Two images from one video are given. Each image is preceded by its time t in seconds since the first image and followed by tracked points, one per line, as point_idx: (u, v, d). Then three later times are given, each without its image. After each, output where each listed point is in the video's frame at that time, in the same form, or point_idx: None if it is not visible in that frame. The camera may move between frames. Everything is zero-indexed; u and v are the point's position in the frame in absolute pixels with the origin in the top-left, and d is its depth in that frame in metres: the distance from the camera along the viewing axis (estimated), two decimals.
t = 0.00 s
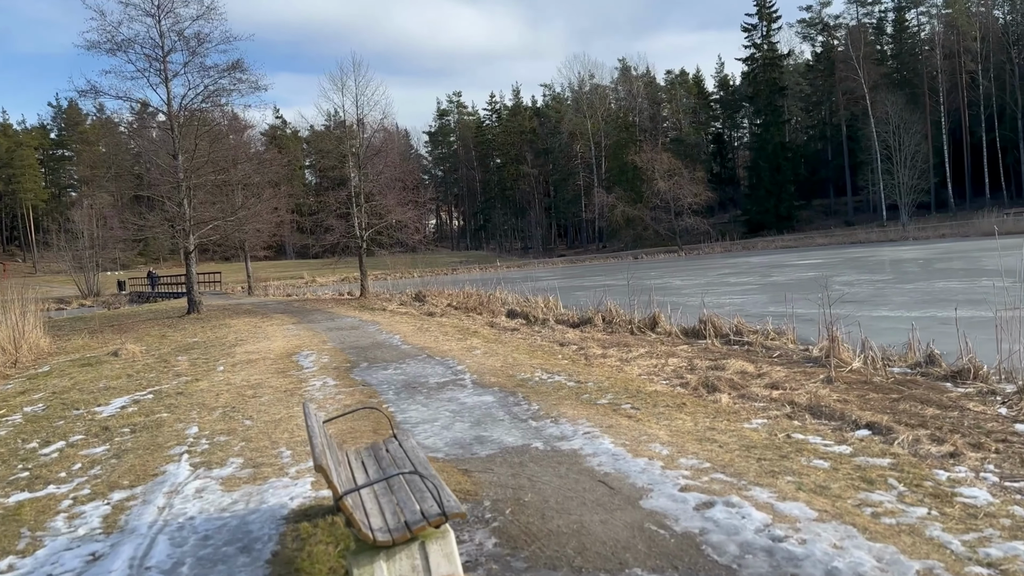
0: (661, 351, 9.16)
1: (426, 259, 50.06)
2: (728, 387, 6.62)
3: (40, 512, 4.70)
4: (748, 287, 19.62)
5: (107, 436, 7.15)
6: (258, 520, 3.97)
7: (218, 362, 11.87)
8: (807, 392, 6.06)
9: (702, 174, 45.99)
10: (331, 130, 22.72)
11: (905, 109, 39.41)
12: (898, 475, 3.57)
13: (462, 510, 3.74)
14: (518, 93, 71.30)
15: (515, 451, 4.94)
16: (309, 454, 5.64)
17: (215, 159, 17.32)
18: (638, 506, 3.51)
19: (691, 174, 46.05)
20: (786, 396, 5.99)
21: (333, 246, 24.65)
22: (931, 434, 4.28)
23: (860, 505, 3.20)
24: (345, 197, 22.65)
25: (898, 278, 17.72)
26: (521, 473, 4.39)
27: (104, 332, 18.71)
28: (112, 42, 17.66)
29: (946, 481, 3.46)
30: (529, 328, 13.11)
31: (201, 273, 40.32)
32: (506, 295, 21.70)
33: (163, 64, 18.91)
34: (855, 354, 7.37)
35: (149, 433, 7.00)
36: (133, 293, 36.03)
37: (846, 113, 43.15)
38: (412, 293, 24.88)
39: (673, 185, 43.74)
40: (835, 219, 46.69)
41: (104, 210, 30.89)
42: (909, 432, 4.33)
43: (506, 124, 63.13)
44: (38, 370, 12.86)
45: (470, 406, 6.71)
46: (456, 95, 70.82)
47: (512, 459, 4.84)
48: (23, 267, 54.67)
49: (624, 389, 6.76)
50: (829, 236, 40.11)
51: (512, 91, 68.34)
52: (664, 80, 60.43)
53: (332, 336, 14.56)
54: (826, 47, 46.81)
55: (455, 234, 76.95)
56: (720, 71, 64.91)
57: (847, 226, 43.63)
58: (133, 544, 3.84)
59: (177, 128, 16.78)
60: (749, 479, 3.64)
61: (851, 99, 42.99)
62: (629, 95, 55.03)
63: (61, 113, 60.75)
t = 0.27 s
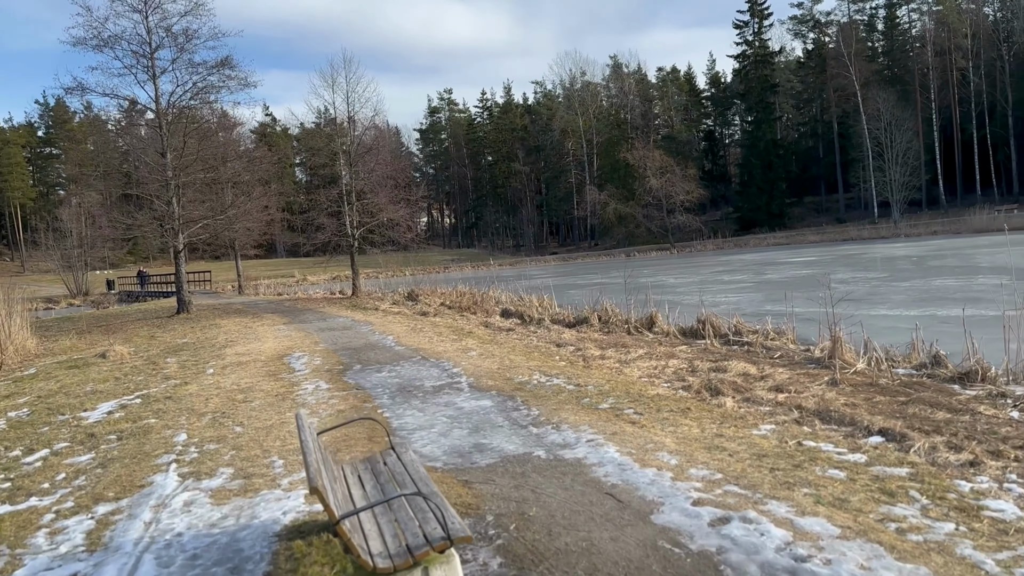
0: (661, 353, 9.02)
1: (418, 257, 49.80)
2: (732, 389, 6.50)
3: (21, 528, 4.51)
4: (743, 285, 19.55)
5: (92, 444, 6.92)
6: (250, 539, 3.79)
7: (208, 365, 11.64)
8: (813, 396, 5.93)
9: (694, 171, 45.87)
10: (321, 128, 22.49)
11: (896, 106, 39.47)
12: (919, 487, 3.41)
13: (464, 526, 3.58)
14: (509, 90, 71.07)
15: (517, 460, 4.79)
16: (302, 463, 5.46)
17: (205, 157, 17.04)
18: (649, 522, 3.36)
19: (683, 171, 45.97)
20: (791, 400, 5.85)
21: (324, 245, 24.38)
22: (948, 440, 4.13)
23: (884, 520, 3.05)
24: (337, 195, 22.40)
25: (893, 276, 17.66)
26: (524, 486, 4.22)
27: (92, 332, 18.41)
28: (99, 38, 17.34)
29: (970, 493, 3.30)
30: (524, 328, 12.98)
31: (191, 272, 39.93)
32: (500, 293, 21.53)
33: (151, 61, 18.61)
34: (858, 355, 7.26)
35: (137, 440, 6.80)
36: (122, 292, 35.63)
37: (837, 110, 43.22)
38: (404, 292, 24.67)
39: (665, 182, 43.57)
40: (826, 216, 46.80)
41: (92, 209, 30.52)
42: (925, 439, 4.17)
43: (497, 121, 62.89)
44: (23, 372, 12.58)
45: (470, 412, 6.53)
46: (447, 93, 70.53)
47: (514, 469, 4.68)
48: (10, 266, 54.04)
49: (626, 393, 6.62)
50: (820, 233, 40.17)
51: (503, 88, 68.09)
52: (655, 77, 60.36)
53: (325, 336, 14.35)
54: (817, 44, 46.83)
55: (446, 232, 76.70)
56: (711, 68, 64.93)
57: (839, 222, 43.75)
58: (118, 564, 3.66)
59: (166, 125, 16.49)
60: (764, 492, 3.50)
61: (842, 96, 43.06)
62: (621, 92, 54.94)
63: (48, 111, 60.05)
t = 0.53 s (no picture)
0: (657, 349, 9.02)
1: (406, 255, 49.49)
2: (732, 386, 6.44)
3: None
4: (734, 281, 19.52)
5: (75, 446, 6.69)
6: (241, 548, 3.63)
7: (196, 363, 11.41)
8: (816, 394, 5.82)
9: (682, 168, 45.83)
10: (307, 126, 22.26)
11: (883, 103, 39.66)
12: (941, 487, 3.28)
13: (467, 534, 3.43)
14: (496, 87, 70.81)
15: (519, 462, 4.66)
16: (295, 465, 5.28)
17: (190, 153, 16.72)
18: (661, 528, 3.23)
19: (671, 168, 45.93)
20: (795, 397, 5.74)
21: (312, 242, 24.10)
22: (963, 438, 4.00)
23: (907, 525, 2.92)
24: (324, 191, 22.12)
25: (884, 272, 17.68)
26: (527, 489, 4.09)
27: (76, 331, 18.03)
28: (81, 32, 16.97)
29: (993, 493, 3.17)
30: (517, 326, 12.90)
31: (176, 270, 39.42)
32: (491, 290, 21.38)
33: (135, 56, 18.25)
34: (858, 351, 7.20)
35: (121, 441, 6.58)
36: (106, 291, 35.10)
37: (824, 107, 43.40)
38: (393, 289, 24.46)
39: (653, 179, 43.50)
40: (813, 213, 47.07)
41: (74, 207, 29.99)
42: (938, 437, 4.05)
43: (485, 118, 62.66)
44: (4, 373, 12.24)
45: (469, 412, 6.48)
46: (434, 89, 70.16)
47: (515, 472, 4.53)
48: None
49: (625, 391, 6.51)
50: (808, 229, 40.34)
51: (490, 85, 67.84)
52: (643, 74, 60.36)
53: (314, 334, 14.15)
54: (804, 41, 47.02)
55: (434, 230, 76.42)
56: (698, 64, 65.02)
57: (825, 219, 44.00)
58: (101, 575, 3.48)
59: (150, 121, 16.13)
60: (780, 495, 3.38)
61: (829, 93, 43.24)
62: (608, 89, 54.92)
63: (29, 107, 59.06)
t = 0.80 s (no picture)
0: (647, 347, 8.97)
1: (388, 253, 49.05)
2: (726, 384, 6.38)
3: None
4: (718, 278, 19.55)
5: (49, 451, 6.41)
6: (226, 562, 3.45)
7: (175, 364, 11.13)
8: (813, 393, 5.73)
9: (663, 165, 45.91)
10: (286, 122, 21.87)
11: (862, 101, 40.04)
12: (953, 490, 3.19)
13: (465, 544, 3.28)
14: (478, 84, 70.49)
15: (515, 467, 4.54)
16: (280, 472, 5.07)
17: (167, 149, 16.28)
18: (668, 536, 3.11)
19: (654, 165, 45.94)
20: (792, 397, 5.65)
21: (292, 240, 23.73)
22: (968, 438, 3.91)
23: (923, 531, 2.82)
24: (304, 189, 21.77)
25: (866, 269, 17.78)
26: (525, 496, 3.93)
27: (49, 331, 17.54)
28: (53, 24, 16.46)
29: (1008, 497, 3.06)
30: (503, 325, 12.82)
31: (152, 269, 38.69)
32: (475, 288, 21.21)
33: (109, 50, 17.76)
34: (851, 349, 7.19)
35: (98, 446, 6.33)
36: (80, 290, 34.32)
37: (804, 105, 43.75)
38: (376, 287, 24.19)
39: (635, 176, 43.51)
40: (793, 210, 47.49)
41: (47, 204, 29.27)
42: (944, 437, 3.96)
43: (467, 115, 62.31)
44: None
45: (461, 414, 6.36)
46: (415, 86, 69.65)
47: (511, 478, 4.38)
48: None
49: (619, 391, 6.40)
50: (788, 227, 40.67)
51: (471, 82, 67.52)
52: (624, 72, 60.44)
53: (296, 334, 13.90)
54: (784, 39, 47.34)
55: (415, 227, 75.96)
56: (678, 63, 65.25)
57: (805, 217, 44.41)
58: None
59: (126, 116, 15.69)
60: (789, 500, 3.27)
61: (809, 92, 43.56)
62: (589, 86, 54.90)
63: None
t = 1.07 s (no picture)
0: (630, 347, 8.91)
1: (364, 251, 48.55)
2: (711, 384, 6.33)
3: None
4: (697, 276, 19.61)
5: (12, 458, 6.11)
6: None
7: (145, 364, 10.78)
8: (802, 392, 5.68)
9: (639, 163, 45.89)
10: (259, 118, 21.44)
11: (835, 99, 40.51)
12: (957, 495, 3.09)
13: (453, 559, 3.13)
14: (453, 80, 70.05)
15: (502, 475, 4.41)
16: (255, 479, 4.85)
17: (138, 144, 15.75)
18: (666, 548, 2.98)
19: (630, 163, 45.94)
20: (781, 397, 5.59)
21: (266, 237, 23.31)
22: (965, 439, 3.84)
23: (931, 541, 2.71)
24: (278, 185, 21.36)
25: (842, 266, 17.96)
26: (514, 505, 3.78)
27: (12, 331, 16.94)
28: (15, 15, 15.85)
29: (1013, 502, 2.96)
30: (483, 324, 12.69)
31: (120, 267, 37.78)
32: (454, 286, 21.00)
33: (76, 42, 17.18)
34: (835, 348, 7.18)
35: (64, 452, 6.04)
36: (46, 288, 33.39)
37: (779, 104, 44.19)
38: (352, 284, 23.88)
39: (612, 174, 43.53)
40: (767, 208, 48.02)
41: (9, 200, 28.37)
42: (939, 439, 3.89)
43: (442, 112, 61.86)
44: None
45: (445, 418, 6.21)
46: (390, 82, 68.97)
47: (500, 484, 4.21)
48: None
49: (606, 391, 6.31)
50: (763, 224, 41.08)
51: (447, 78, 67.09)
52: (600, 69, 60.51)
53: (271, 333, 13.61)
54: (759, 37, 47.78)
55: (391, 224, 75.33)
56: (654, 60, 65.50)
57: (779, 214, 44.94)
58: None
59: (94, 111, 15.14)
60: (790, 508, 3.16)
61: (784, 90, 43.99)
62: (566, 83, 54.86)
63: None
